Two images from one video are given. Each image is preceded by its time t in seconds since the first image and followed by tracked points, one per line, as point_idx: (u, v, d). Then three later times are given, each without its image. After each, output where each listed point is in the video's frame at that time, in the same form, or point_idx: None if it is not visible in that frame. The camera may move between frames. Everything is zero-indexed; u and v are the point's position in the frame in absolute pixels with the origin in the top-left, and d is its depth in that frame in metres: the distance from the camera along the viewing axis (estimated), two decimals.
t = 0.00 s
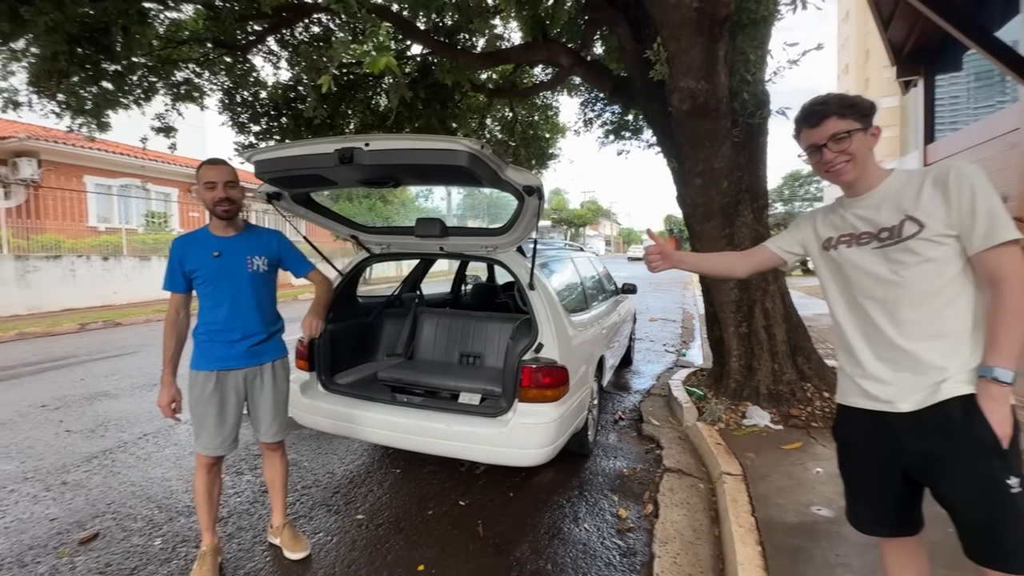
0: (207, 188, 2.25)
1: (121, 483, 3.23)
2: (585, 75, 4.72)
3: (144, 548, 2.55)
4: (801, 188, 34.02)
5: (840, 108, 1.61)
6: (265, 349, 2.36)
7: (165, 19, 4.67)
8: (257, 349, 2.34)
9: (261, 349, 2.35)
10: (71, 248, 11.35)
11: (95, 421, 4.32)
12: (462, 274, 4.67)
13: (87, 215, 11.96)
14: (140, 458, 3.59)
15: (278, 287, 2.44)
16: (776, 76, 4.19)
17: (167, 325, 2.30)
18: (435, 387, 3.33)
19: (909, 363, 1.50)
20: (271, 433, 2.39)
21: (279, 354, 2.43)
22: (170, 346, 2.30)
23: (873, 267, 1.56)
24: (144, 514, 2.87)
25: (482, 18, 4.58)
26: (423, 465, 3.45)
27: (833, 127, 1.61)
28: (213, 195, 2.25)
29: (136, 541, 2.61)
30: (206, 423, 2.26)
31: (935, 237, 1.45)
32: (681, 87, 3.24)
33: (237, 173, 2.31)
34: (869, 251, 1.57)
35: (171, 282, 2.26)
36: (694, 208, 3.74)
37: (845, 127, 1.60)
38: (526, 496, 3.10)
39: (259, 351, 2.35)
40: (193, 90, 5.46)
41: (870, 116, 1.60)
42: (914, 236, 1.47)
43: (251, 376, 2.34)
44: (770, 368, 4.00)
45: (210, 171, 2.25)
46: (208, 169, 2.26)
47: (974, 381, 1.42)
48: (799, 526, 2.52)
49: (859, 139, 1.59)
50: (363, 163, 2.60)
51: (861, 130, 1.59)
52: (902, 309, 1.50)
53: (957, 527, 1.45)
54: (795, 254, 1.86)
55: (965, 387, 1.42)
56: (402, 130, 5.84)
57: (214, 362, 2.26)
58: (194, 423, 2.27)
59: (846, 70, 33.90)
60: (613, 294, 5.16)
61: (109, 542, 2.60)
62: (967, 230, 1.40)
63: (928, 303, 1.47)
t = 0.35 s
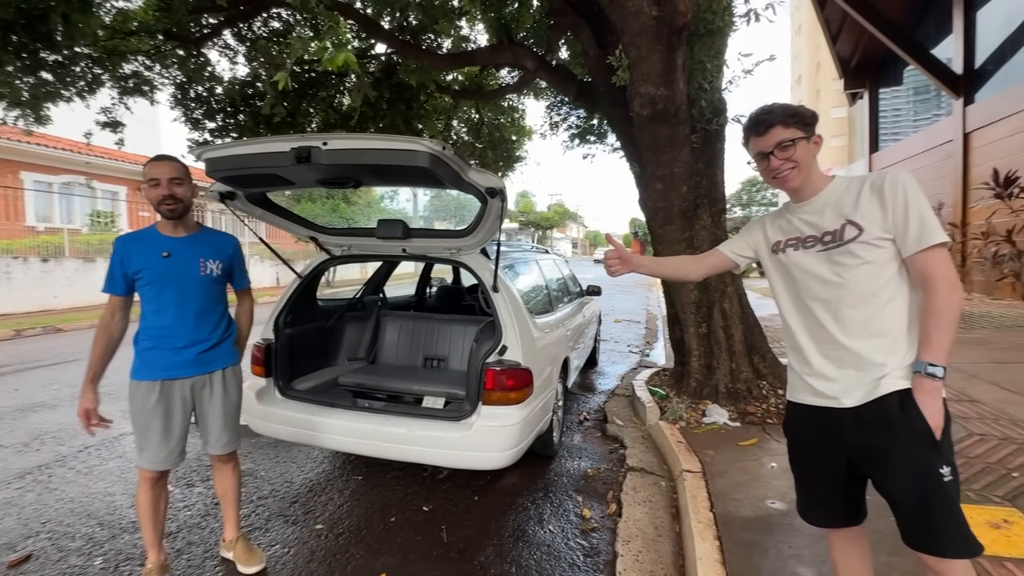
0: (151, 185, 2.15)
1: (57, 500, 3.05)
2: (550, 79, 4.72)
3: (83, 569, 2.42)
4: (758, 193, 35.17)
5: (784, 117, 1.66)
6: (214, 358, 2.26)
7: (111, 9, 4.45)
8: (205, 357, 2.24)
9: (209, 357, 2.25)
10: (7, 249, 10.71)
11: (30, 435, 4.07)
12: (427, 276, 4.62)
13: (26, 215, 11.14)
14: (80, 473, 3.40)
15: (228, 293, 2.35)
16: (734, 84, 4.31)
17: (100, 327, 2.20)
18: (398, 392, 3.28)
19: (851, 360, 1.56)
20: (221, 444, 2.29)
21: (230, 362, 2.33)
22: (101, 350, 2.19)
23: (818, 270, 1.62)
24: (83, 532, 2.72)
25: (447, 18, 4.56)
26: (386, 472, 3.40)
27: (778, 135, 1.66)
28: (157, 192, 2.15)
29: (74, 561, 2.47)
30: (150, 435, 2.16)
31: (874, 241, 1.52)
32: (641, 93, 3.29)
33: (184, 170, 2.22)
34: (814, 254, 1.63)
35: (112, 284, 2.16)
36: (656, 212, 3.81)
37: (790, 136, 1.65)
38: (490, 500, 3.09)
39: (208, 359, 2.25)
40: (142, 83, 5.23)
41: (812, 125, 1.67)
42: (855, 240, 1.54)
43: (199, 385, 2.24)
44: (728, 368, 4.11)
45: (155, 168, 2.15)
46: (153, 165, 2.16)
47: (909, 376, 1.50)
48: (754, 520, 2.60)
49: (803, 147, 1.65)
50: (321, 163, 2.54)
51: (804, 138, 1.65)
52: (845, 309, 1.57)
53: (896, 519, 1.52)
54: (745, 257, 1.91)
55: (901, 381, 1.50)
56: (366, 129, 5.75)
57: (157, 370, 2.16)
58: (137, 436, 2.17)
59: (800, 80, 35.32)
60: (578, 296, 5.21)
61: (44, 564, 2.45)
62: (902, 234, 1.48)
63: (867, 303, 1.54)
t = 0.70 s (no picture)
0: (98, 181, 2.03)
1: (4, 516, 2.88)
2: (524, 81, 4.72)
3: None
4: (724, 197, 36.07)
5: (748, 121, 1.71)
6: (171, 362, 2.17)
7: None
8: (162, 362, 2.14)
9: (166, 361, 2.15)
10: None
11: None
12: (400, 278, 4.56)
13: None
14: (29, 487, 3.22)
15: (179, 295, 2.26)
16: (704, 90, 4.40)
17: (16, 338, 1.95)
18: (372, 395, 3.22)
19: (830, 359, 1.61)
20: (182, 455, 2.18)
21: (187, 366, 2.24)
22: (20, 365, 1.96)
23: (797, 272, 1.66)
24: (32, 550, 2.58)
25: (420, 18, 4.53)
26: (359, 478, 3.33)
27: (745, 137, 1.72)
28: (105, 188, 2.03)
29: None
30: (102, 448, 2.04)
31: (850, 243, 1.56)
32: (615, 96, 3.33)
33: (133, 165, 2.10)
34: (793, 255, 1.67)
35: (47, 288, 1.97)
36: (629, 214, 3.87)
37: (756, 139, 1.70)
38: (466, 504, 3.06)
39: (166, 364, 2.15)
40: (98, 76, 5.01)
41: (783, 127, 1.69)
42: (831, 242, 1.58)
43: (158, 392, 2.14)
44: (700, 367, 4.19)
45: (101, 162, 2.03)
46: (98, 159, 2.04)
47: (884, 375, 1.54)
48: (727, 516, 2.65)
49: (767, 150, 1.70)
50: (292, 162, 2.46)
51: (770, 141, 1.69)
52: (823, 310, 1.61)
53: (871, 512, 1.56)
54: (728, 259, 1.95)
55: (876, 380, 1.54)
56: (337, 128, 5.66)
57: (110, 379, 2.03)
58: (87, 450, 2.04)
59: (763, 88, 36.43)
60: (553, 298, 5.22)
61: None
62: (877, 236, 1.52)
63: (845, 304, 1.58)
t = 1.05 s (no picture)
0: (59, 180, 1.94)
1: None
2: (519, 81, 4.71)
3: None
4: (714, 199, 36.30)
5: (796, 109, 1.70)
6: (151, 364, 2.12)
7: None
8: (143, 365, 2.09)
9: (147, 364, 2.11)
10: None
11: None
12: (395, 279, 4.54)
13: None
14: (17, 493, 3.16)
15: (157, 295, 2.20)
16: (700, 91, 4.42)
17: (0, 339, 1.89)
18: (368, 397, 3.18)
19: (851, 367, 1.61)
20: (166, 459, 2.13)
21: (169, 367, 2.20)
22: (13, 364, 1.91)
23: (829, 274, 1.67)
24: (21, 557, 2.52)
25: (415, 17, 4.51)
26: (356, 480, 3.30)
27: (790, 126, 1.72)
28: (66, 187, 1.94)
29: None
30: (84, 454, 1.99)
31: (884, 248, 1.54)
32: (612, 97, 3.34)
33: (96, 161, 2.02)
34: (827, 254, 1.68)
35: (20, 296, 1.90)
36: (625, 215, 3.87)
37: (804, 127, 1.69)
38: (464, 505, 3.05)
39: (146, 366, 2.10)
40: (84, 74, 4.92)
41: (834, 116, 1.66)
42: (865, 245, 1.57)
43: (140, 396, 2.09)
44: (695, 367, 4.20)
45: (60, 160, 1.94)
46: (57, 157, 1.95)
47: (901, 391, 1.52)
48: (725, 515, 2.65)
49: (813, 140, 1.68)
50: (289, 161, 2.44)
51: (817, 130, 1.67)
52: (847, 315, 1.62)
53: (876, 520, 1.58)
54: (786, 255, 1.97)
55: (892, 396, 1.52)
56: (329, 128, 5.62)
57: (90, 385, 1.98)
58: (68, 456, 1.99)
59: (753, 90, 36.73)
60: (548, 298, 5.22)
61: None
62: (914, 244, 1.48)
63: (869, 311, 1.57)
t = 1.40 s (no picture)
0: (109, 175, 1.97)
1: (24, 514, 2.86)
2: (536, 78, 4.68)
3: None
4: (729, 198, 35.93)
5: (938, 79, 1.50)
6: (188, 362, 2.11)
7: None
8: (179, 362, 2.08)
9: (183, 362, 2.09)
10: None
11: None
12: (413, 277, 4.55)
13: None
14: (48, 485, 3.21)
15: (200, 291, 2.19)
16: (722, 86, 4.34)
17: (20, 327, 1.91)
18: (390, 394, 3.17)
19: (952, 379, 1.50)
20: (194, 460, 2.13)
21: (206, 366, 2.18)
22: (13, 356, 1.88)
23: (945, 274, 1.53)
24: (54, 548, 2.56)
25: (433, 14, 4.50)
26: (378, 477, 3.30)
27: (927, 99, 1.53)
28: (115, 182, 1.96)
29: None
30: (121, 449, 2.01)
31: (1011, 255, 1.38)
32: (636, 91, 3.30)
33: (146, 157, 2.03)
34: (950, 251, 1.53)
35: (65, 287, 1.94)
36: (647, 211, 3.83)
37: (945, 101, 1.49)
38: (487, 503, 3.03)
39: (182, 364, 2.09)
40: (107, 75, 4.97)
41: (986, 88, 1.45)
42: (988, 248, 1.42)
43: (174, 393, 2.08)
44: (717, 366, 4.13)
45: (113, 155, 1.97)
46: (111, 152, 1.98)
47: (1008, 415, 1.40)
48: (754, 516, 2.61)
49: (953, 117, 1.49)
50: (317, 156, 2.47)
51: (961, 105, 1.47)
52: (958, 322, 1.50)
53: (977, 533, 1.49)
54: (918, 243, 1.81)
55: (998, 415, 1.41)
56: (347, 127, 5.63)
57: (126, 381, 1.98)
58: (107, 451, 2.02)
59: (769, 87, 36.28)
60: (566, 296, 5.19)
61: None
62: None
63: (984, 321, 1.44)
